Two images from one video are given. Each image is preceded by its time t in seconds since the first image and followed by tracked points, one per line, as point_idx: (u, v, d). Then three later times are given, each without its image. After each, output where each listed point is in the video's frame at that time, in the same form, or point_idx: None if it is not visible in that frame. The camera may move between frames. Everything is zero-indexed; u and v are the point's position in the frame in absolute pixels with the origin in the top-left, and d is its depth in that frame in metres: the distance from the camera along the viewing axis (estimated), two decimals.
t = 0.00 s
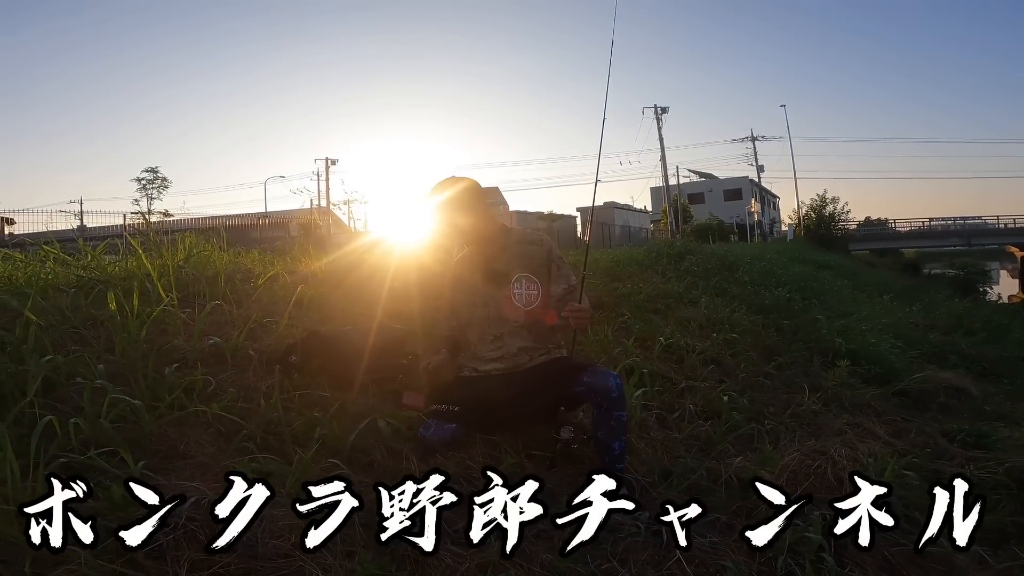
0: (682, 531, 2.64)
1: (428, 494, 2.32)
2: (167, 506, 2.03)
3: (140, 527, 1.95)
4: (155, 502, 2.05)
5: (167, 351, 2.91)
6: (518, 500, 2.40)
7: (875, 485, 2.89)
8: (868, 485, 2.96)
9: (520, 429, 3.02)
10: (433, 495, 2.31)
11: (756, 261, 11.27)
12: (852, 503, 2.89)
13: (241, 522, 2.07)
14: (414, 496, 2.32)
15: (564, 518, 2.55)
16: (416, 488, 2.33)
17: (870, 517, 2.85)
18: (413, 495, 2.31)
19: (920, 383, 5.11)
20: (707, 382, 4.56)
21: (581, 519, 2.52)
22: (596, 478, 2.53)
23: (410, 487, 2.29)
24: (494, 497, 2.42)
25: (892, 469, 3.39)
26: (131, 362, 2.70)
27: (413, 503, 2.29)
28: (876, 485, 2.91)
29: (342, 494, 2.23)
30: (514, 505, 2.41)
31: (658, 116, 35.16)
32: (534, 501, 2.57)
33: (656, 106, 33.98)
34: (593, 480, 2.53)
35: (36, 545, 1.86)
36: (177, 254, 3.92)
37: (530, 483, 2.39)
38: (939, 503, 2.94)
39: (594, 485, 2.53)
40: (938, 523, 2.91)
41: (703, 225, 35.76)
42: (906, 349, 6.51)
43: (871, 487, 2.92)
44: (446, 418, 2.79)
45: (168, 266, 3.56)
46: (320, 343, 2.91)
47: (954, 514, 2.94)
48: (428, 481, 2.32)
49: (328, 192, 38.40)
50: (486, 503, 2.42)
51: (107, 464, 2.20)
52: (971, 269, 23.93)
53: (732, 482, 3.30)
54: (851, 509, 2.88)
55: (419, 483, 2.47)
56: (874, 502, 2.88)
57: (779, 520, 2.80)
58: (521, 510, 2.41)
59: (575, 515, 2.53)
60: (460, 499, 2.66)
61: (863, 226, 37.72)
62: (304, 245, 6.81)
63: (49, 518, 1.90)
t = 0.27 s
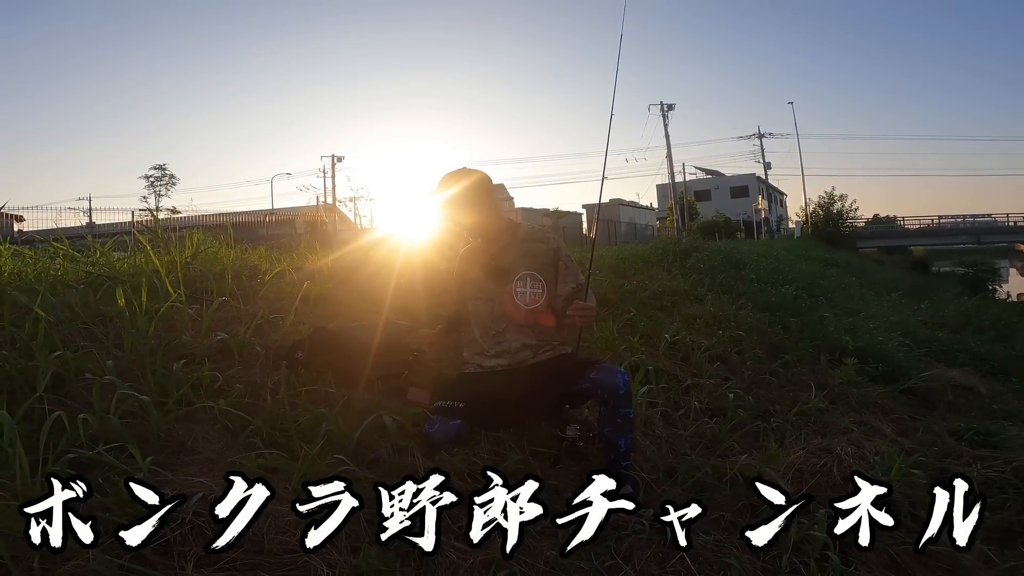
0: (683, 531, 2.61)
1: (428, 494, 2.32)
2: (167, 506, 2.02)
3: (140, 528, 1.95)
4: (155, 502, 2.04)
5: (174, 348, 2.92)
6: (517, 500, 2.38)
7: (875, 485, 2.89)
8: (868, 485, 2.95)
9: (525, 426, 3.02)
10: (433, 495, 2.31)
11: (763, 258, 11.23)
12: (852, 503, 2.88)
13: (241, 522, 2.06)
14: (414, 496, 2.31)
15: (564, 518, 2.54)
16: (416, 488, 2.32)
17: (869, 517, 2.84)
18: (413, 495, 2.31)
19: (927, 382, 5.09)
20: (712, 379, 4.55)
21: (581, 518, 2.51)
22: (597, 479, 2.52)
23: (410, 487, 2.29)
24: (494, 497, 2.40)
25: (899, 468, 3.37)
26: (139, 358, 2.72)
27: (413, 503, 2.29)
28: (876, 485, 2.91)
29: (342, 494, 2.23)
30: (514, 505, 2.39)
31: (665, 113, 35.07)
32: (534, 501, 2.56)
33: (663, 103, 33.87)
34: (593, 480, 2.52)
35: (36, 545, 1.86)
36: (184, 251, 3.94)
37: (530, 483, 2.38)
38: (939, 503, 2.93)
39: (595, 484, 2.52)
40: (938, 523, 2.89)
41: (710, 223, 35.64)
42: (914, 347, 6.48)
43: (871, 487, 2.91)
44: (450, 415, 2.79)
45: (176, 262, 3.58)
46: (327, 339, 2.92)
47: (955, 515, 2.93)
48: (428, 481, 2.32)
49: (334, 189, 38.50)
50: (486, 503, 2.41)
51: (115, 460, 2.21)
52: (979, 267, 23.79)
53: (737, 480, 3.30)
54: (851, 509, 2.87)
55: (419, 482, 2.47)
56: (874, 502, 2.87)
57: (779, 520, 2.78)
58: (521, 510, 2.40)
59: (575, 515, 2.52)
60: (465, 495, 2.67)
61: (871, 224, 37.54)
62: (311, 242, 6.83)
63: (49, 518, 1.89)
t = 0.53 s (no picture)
0: (682, 531, 2.61)
1: (428, 494, 2.31)
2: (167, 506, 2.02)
3: (140, 528, 1.95)
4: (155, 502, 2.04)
5: (177, 345, 2.93)
6: (518, 500, 2.37)
7: (874, 486, 2.87)
8: (868, 485, 2.94)
9: (527, 424, 3.02)
10: (433, 495, 2.30)
11: (765, 258, 11.23)
12: (852, 503, 2.87)
13: (241, 522, 2.05)
14: (414, 496, 2.31)
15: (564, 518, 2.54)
16: (416, 487, 2.31)
17: (869, 517, 2.83)
18: (413, 495, 2.30)
19: (930, 381, 5.08)
20: (714, 378, 4.55)
21: (581, 518, 2.51)
22: (597, 479, 2.50)
23: (410, 487, 2.28)
24: (494, 497, 2.40)
25: (901, 467, 3.37)
26: (142, 356, 2.72)
27: (413, 503, 2.28)
28: (876, 485, 2.89)
29: (342, 494, 2.22)
30: (514, 505, 2.38)
31: (667, 113, 35.05)
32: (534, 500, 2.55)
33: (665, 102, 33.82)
34: (593, 480, 2.51)
35: (36, 545, 1.86)
36: (188, 249, 3.95)
37: (530, 483, 2.37)
38: (940, 503, 2.93)
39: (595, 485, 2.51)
40: (938, 523, 2.89)
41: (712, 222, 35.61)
42: (916, 346, 6.47)
43: (871, 487, 2.90)
44: (452, 413, 2.79)
45: (179, 261, 3.59)
46: (329, 337, 2.93)
47: (955, 514, 2.93)
48: (428, 481, 2.31)
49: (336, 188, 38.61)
50: (486, 503, 2.40)
51: (119, 458, 2.22)
52: (982, 267, 23.75)
53: (739, 479, 3.30)
54: (851, 509, 2.86)
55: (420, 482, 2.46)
56: (874, 502, 2.85)
57: (779, 519, 2.78)
58: (521, 510, 2.39)
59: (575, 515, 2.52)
60: (467, 493, 2.68)
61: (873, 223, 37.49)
62: (314, 241, 6.84)
63: (49, 518, 1.88)
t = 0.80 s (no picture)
0: (682, 530, 2.61)
1: (428, 494, 2.32)
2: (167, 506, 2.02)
3: (140, 528, 1.95)
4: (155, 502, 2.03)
5: (171, 345, 2.93)
6: (518, 500, 2.38)
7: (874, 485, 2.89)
8: (867, 485, 2.95)
9: (522, 424, 3.03)
10: (433, 495, 2.31)
11: (759, 259, 11.28)
12: (852, 503, 2.88)
13: (241, 521, 2.07)
14: (414, 496, 2.31)
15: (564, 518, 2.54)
16: (416, 487, 2.32)
17: (870, 518, 2.84)
18: (413, 495, 2.31)
19: (921, 382, 5.12)
20: (708, 379, 4.57)
21: (580, 518, 2.52)
22: (597, 479, 2.52)
23: (410, 487, 2.29)
24: (494, 497, 2.41)
25: (893, 467, 3.39)
26: (136, 356, 2.72)
27: (413, 503, 2.29)
28: (876, 485, 2.91)
29: (342, 494, 2.23)
30: (514, 505, 2.39)
31: (662, 114, 35.14)
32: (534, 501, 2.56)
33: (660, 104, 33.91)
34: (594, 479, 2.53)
35: (36, 545, 1.86)
36: (181, 249, 3.94)
37: (530, 483, 2.39)
38: (940, 503, 2.94)
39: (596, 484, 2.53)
40: (937, 523, 2.90)
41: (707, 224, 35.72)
42: (909, 347, 6.51)
43: (871, 487, 2.91)
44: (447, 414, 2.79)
45: (172, 261, 3.58)
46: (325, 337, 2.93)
47: (955, 514, 2.93)
48: (428, 481, 2.32)
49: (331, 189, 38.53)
50: (486, 503, 2.41)
51: (112, 458, 2.22)
52: (974, 269, 23.89)
53: (733, 479, 3.32)
54: (851, 508, 2.87)
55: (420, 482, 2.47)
56: (874, 503, 2.87)
57: (780, 520, 2.78)
58: (521, 510, 2.40)
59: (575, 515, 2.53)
60: (462, 493, 2.68)
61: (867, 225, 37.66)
62: (308, 241, 6.83)
63: (49, 518, 1.89)
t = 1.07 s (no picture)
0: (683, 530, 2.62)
1: (428, 494, 2.30)
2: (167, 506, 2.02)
3: (140, 528, 1.95)
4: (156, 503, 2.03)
5: (161, 346, 2.91)
6: (518, 501, 2.38)
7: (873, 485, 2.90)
8: (868, 485, 2.96)
9: (515, 424, 3.03)
10: (433, 495, 2.30)
11: (750, 260, 11.34)
12: (853, 503, 2.91)
13: (241, 519, 2.06)
14: (414, 496, 2.30)
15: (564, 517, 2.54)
16: (416, 487, 2.31)
17: (870, 518, 2.86)
18: (413, 495, 2.30)
19: (910, 382, 5.16)
20: (700, 379, 4.59)
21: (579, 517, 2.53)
22: (597, 478, 2.51)
23: (410, 487, 2.28)
24: (494, 497, 2.40)
25: (882, 466, 3.42)
26: (125, 357, 2.70)
27: (413, 503, 2.28)
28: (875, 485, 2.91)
29: (342, 494, 2.22)
30: (513, 505, 2.39)
31: (655, 116, 35.26)
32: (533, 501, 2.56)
33: (652, 106, 33.97)
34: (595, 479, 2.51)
35: (36, 545, 1.86)
36: (172, 249, 3.92)
37: (530, 483, 2.38)
38: (939, 503, 2.95)
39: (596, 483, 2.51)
40: (937, 522, 2.92)
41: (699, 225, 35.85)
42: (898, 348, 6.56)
43: (871, 487, 2.93)
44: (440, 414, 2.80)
45: (163, 261, 3.56)
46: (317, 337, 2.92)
47: (955, 514, 2.94)
48: (428, 481, 2.30)
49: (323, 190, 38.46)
50: (486, 503, 2.40)
51: (102, 458, 2.20)
52: (962, 270, 24.12)
53: (725, 478, 3.33)
54: (851, 509, 2.91)
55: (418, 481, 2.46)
56: (874, 503, 2.89)
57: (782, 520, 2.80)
58: (521, 510, 2.40)
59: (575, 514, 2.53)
60: (455, 493, 2.68)
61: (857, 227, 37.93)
62: (300, 242, 6.81)
63: (49, 518, 1.89)
